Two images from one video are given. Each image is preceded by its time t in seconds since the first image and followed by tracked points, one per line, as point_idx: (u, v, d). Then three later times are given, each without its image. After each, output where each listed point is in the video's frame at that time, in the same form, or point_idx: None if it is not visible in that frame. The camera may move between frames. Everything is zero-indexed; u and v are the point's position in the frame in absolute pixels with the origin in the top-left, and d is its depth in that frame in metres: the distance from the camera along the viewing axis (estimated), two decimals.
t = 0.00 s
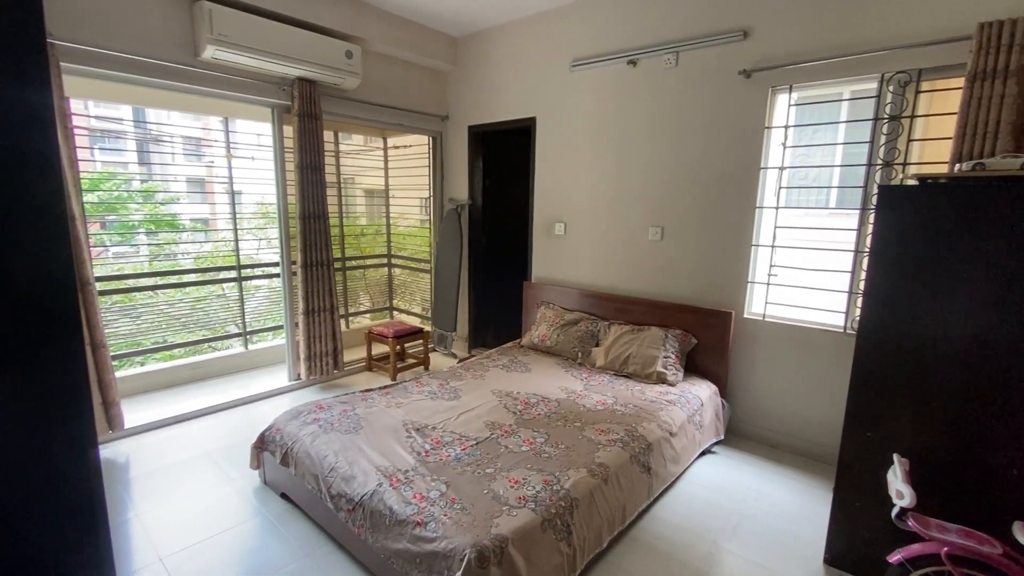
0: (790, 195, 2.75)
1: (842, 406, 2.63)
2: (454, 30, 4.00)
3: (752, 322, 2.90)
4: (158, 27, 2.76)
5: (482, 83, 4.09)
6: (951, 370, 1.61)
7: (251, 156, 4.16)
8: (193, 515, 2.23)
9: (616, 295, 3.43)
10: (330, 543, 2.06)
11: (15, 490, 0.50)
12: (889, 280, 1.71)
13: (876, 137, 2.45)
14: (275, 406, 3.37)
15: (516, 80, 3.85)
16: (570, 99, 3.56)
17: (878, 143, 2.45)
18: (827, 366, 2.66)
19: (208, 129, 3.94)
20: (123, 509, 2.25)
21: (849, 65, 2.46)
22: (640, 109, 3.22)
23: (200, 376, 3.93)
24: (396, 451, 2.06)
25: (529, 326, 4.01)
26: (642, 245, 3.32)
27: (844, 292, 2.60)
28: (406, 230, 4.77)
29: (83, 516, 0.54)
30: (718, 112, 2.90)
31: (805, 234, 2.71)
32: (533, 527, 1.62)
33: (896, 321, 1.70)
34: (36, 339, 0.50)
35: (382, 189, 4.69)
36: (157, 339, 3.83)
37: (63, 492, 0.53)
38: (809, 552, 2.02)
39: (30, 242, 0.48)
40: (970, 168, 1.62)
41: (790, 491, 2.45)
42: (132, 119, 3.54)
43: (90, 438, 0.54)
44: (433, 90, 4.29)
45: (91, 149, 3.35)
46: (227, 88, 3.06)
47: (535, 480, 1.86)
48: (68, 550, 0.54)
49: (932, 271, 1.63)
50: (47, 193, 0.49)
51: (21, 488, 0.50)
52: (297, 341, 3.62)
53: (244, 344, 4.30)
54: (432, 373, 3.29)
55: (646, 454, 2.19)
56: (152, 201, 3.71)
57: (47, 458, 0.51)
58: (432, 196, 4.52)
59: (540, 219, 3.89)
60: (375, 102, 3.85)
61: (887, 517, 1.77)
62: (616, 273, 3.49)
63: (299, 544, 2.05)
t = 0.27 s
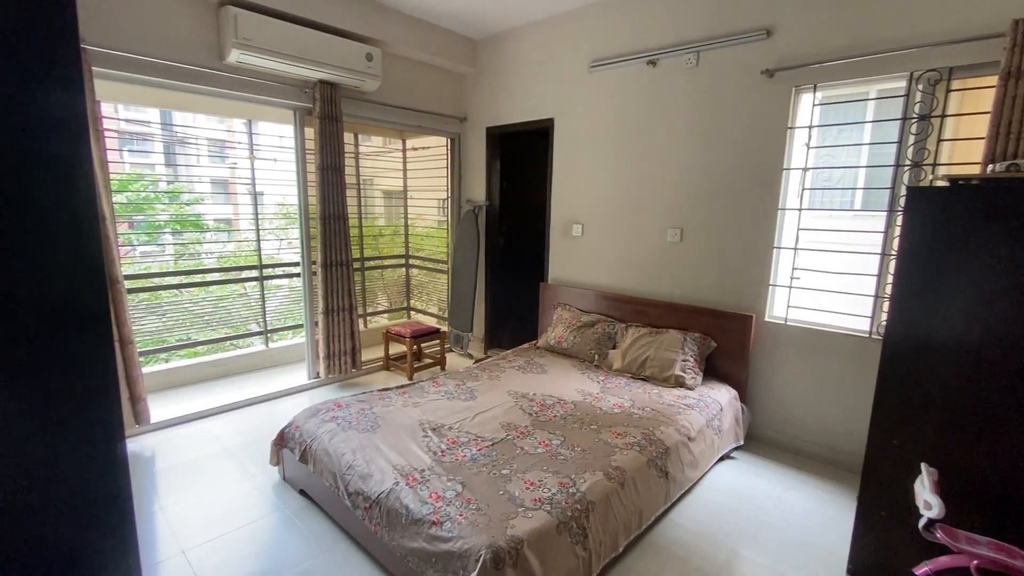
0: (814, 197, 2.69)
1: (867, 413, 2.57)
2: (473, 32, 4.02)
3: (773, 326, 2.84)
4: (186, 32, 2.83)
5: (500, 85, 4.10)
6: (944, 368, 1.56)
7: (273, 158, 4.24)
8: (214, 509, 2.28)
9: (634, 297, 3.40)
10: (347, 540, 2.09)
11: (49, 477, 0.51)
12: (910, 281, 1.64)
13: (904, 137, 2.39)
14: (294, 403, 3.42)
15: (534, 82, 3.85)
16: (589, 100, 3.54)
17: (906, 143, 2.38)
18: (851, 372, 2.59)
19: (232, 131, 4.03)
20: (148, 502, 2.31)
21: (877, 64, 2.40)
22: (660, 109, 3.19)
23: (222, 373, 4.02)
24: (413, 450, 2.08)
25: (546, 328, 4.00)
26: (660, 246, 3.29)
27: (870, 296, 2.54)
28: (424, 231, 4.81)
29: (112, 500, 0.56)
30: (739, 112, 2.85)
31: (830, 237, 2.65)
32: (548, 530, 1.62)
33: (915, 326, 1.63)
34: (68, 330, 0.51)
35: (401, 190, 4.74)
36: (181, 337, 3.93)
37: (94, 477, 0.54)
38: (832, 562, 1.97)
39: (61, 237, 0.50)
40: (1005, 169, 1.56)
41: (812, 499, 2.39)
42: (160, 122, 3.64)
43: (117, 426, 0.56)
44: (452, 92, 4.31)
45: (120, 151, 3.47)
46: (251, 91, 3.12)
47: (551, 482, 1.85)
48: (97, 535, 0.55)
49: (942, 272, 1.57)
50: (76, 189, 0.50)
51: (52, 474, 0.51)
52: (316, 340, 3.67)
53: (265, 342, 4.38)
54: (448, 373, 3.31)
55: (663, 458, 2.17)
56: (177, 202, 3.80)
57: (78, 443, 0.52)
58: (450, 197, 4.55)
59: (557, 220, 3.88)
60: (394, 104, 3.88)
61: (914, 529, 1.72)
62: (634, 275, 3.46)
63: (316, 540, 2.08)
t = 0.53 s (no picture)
0: (840, 198, 2.63)
1: (895, 421, 2.49)
2: (493, 33, 4.03)
3: (797, 330, 2.78)
4: (214, 36, 2.91)
5: (520, 85, 4.10)
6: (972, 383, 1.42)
7: (296, 159, 4.31)
8: (236, 502, 2.33)
9: (653, 299, 3.37)
10: (365, 536, 2.11)
11: (74, 436, 0.57)
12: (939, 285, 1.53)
13: (937, 136, 2.31)
14: (314, 400, 3.47)
15: (554, 82, 3.85)
16: (609, 100, 3.52)
17: (939, 143, 2.31)
18: (878, 379, 2.52)
19: (256, 132, 4.11)
20: (174, 493, 2.37)
21: (908, 61, 2.33)
22: (682, 109, 3.15)
23: (245, 369, 4.11)
24: (430, 449, 2.09)
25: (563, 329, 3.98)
26: (680, 248, 3.25)
27: (899, 300, 2.46)
28: (443, 231, 4.84)
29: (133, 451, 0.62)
30: (763, 112, 2.80)
31: (857, 239, 2.58)
32: (565, 532, 1.61)
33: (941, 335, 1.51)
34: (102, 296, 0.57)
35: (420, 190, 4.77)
36: (206, 333, 4.02)
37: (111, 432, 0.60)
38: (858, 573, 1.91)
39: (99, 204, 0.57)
40: None
41: (836, 508, 2.33)
42: (186, 123, 3.73)
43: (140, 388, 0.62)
44: (471, 93, 4.33)
45: (149, 152, 3.58)
46: (276, 93, 3.19)
47: (568, 484, 1.84)
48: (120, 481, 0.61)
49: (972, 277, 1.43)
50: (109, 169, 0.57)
51: (84, 424, 0.57)
52: (336, 338, 3.72)
53: (286, 340, 4.46)
54: (466, 373, 3.32)
55: (682, 463, 2.14)
56: (203, 202, 3.89)
57: (111, 400, 0.59)
58: (469, 197, 4.57)
59: (576, 221, 3.87)
60: (415, 105, 3.92)
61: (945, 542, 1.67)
62: (653, 277, 3.43)
63: (335, 535, 2.11)
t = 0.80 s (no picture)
0: (869, 198, 2.55)
1: (925, 428, 2.41)
2: (515, 32, 4.03)
3: (823, 333, 2.72)
4: (242, 39, 2.98)
5: (541, 84, 4.09)
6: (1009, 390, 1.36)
7: (320, 158, 4.38)
8: (259, 494, 2.39)
9: (673, 300, 3.33)
10: (383, 531, 2.14)
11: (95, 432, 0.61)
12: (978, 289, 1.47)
13: (973, 135, 2.23)
14: (335, 396, 3.53)
15: (575, 81, 3.83)
16: (631, 99, 3.49)
17: (975, 142, 2.23)
18: (908, 385, 2.45)
19: (281, 132, 4.18)
20: (200, 484, 2.44)
21: (944, 58, 2.25)
22: (705, 108, 3.10)
23: (268, 365, 4.19)
24: (448, 446, 2.10)
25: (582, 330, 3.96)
26: (702, 249, 3.21)
27: (931, 304, 2.38)
28: (462, 231, 4.86)
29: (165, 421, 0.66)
30: (790, 111, 2.74)
31: (886, 241, 2.51)
32: (582, 533, 1.60)
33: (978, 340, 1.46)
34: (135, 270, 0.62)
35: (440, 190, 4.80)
36: (231, 329, 4.12)
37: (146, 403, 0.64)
38: None
39: (134, 189, 0.61)
40: None
41: (862, 517, 2.27)
42: (214, 124, 3.82)
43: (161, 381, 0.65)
44: (492, 93, 4.34)
45: (179, 151, 3.68)
46: (301, 94, 3.25)
47: (585, 485, 1.83)
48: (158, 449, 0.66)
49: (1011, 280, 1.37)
50: (133, 175, 0.60)
51: (113, 415, 0.61)
52: (356, 335, 3.77)
53: (308, 336, 4.54)
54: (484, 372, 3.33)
55: (702, 467, 2.11)
56: (230, 200, 3.98)
57: (134, 392, 0.63)
58: (488, 197, 4.58)
59: (596, 221, 3.84)
60: (436, 105, 3.94)
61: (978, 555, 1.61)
62: (674, 278, 3.38)
63: (354, 530, 2.14)
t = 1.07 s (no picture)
0: (902, 198, 2.47)
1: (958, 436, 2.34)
2: (538, 30, 4.02)
3: (851, 337, 2.64)
4: (270, 39, 3.04)
5: (563, 82, 4.07)
6: None
7: (343, 157, 4.44)
8: (283, 485, 2.44)
9: (696, 300, 3.28)
10: (402, 525, 2.16)
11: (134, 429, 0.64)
12: None
13: (1015, 132, 2.14)
14: (356, 391, 3.59)
15: (598, 79, 3.80)
16: (654, 97, 3.45)
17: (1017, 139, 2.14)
18: (940, 391, 2.37)
19: (306, 131, 4.26)
20: (225, 474, 2.51)
21: (984, 51, 2.16)
22: (731, 105, 3.05)
23: (291, 359, 4.28)
24: (467, 443, 2.12)
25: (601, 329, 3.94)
26: (726, 249, 3.15)
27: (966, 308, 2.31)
28: (483, 229, 4.87)
29: (191, 374, 0.68)
30: (820, 108, 2.67)
31: (920, 242, 2.43)
32: (600, 533, 1.60)
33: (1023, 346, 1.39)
34: (161, 223, 0.63)
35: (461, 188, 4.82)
36: (256, 324, 4.22)
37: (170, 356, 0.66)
38: None
39: (172, 195, 0.63)
40: None
41: (889, 525, 2.21)
42: (242, 123, 3.91)
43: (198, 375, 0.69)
44: (514, 91, 4.34)
45: (208, 149, 3.77)
46: (326, 94, 3.30)
47: (603, 485, 1.83)
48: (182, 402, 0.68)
49: None
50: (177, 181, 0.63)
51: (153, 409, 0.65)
52: (378, 331, 3.82)
53: (331, 332, 4.62)
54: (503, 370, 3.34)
55: (723, 470, 2.08)
56: (256, 198, 4.07)
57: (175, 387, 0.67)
58: (509, 195, 4.58)
59: (617, 220, 3.81)
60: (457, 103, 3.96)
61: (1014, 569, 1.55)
62: (697, 278, 3.34)
63: (374, 523, 2.17)
